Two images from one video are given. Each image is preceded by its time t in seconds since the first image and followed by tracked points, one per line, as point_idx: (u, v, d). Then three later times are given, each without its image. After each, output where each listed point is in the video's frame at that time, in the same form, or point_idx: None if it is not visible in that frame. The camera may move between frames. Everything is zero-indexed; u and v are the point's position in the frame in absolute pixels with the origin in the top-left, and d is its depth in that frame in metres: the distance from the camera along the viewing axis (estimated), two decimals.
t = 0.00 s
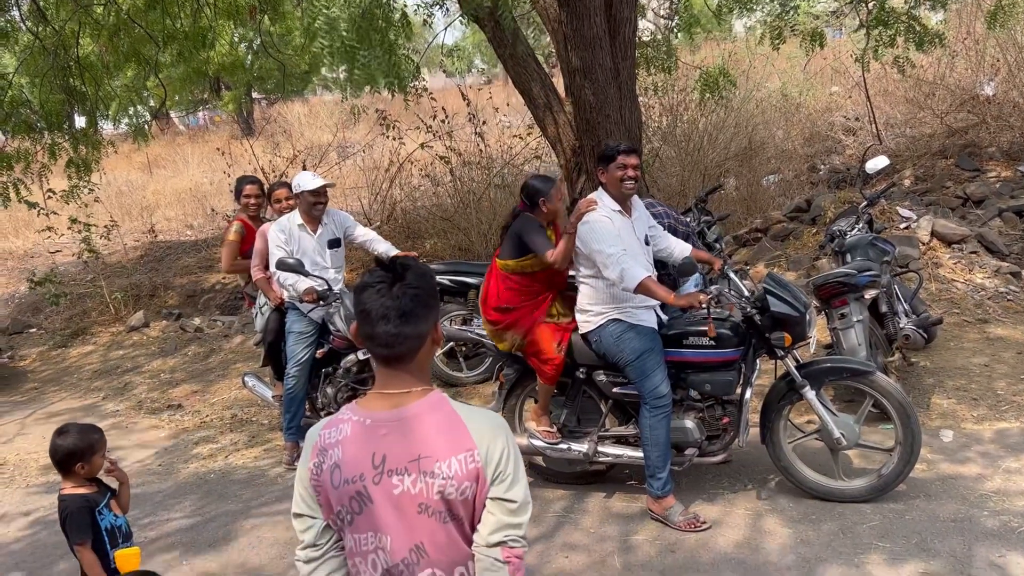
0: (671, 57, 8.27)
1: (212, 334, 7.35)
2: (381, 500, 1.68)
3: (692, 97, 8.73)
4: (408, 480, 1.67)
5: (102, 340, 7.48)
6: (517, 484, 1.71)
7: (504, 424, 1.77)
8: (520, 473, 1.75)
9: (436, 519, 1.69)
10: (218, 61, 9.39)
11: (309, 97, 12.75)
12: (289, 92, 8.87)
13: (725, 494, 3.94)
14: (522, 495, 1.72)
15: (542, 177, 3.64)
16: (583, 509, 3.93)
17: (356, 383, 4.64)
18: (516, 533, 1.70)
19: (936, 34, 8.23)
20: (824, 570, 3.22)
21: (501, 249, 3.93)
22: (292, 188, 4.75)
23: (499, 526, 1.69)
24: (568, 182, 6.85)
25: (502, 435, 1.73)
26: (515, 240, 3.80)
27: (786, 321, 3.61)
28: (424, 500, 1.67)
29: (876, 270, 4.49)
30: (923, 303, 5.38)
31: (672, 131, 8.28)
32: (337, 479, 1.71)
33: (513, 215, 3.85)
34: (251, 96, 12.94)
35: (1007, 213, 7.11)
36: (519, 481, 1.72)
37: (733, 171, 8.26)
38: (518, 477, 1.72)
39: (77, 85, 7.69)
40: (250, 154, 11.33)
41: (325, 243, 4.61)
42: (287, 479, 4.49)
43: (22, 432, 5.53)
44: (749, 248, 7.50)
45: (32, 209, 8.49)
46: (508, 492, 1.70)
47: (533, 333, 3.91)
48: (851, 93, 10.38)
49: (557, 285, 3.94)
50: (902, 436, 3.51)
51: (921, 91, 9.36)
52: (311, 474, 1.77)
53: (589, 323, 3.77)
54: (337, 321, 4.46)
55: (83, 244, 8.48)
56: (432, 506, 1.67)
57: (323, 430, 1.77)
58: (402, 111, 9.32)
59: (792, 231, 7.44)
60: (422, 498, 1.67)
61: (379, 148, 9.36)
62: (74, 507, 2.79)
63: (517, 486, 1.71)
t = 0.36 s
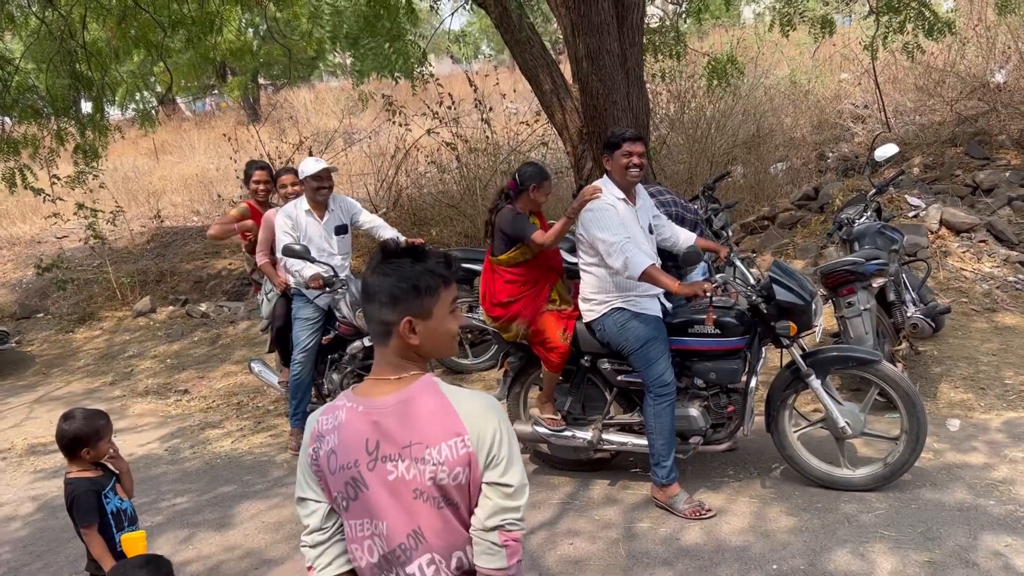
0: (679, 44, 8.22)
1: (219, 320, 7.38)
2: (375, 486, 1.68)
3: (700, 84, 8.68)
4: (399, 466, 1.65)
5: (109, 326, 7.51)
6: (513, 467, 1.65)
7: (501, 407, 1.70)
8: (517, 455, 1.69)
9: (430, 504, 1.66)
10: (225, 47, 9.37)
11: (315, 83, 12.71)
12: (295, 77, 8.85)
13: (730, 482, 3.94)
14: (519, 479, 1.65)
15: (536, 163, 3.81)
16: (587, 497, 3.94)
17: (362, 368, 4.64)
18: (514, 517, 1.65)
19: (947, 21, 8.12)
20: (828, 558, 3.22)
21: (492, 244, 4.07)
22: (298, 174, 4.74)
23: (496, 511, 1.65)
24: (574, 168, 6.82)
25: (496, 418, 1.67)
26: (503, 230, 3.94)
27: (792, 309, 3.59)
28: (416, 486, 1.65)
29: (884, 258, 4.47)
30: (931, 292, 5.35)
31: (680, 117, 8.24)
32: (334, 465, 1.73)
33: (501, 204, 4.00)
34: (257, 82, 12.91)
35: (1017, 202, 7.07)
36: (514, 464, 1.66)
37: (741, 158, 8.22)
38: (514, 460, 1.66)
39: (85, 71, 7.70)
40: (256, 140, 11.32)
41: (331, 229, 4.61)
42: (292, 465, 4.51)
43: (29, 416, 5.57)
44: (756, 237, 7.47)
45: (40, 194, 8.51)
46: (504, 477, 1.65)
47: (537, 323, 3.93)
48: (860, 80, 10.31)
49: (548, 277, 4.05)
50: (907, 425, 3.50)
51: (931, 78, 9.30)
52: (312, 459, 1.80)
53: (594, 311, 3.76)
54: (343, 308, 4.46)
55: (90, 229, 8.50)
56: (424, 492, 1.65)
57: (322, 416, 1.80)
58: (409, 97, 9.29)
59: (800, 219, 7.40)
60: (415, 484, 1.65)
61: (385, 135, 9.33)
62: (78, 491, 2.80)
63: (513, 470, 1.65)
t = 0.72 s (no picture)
0: (686, 35, 8.18)
1: (224, 311, 7.40)
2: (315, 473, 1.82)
3: (707, 76, 8.64)
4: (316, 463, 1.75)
5: (115, 316, 7.54)
6: (353, 515, 1.56)
7: (387, 451, 1.60)
8: (381, 513, 1.57)
9: (326, 511, 1.72)
10: (230, 38, 9.37)
11: (321, 74, 12.71)
12: (300, 68, 8.85)
13: (734, 475, 3.95)
14: (359, 528, 1.56)
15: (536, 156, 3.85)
16: (591, 489, 3.94)
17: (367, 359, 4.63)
18: (344, 563, 1.58)
19: (957, 13, 8.06)
20: (830, 551, 3.22)
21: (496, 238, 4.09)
22: (303, 165, 4.74)
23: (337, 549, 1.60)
24: (580, 161, 6.80)
25: (369, 461, 1.58)
26: (505, 223, 3.95)
27: (798, 302, 3.58)
28: (319, 489, 1.73)
29: (891, 251, 4.45)
30: (938, 285, 5.33)
31: (686, 110, 8.21)
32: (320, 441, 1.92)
33: (506, 196, 4.01)
34: (263, 72, 12.89)
35: None
36: (358, 512, 1.56)
37: (747, 151, 8.20)
38: (359, 507, 1.56)
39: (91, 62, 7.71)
40: (261, 131, 11.32)
41: (337, 221, 4.61)
42: (297, 456, 4.53)
43: (35, 406, 5.59)
44: (763, 229, 7.45)
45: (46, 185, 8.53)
46: (345, 518, 1.57)
47: (543, 317, 3.93)
48: (868, 72, 10.25)
49: (553, 269, 4.03)
50: (914, 419, 3.49)
51: (940, 70, 9.25)
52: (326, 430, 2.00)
53: (600, 304, 3.76)
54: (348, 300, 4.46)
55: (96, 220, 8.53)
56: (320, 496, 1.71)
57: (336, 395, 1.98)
58: (415, 88, 9.27)
59: (806, 212, 7.38)
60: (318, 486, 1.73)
61: (391, 126, 9.32)
62: (81, 482, 2.82)
63: (354, 517, 1.56)
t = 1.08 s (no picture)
0: (689, 32, 8.18)
1: (228, 306, 7.41)
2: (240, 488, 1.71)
3: (711, 73, 8.62)
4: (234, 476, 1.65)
5: (119, 311, 7.55)
6: (232, 533, 1.44)
7: (280, 473, 1.47)
8: (266, 548, 1.44)
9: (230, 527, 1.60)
10: (234, 34, 9.39)
11: (325, 70, 12.71)
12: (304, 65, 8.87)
13: (736, 473, 3.95)
14: (233, 547, 1.42)
15: (553, 151, 3.84)
16: (592, 486, 3.95)
17: (370, 357, 4.53)
18: None
19: (962, 10, 8.05)
20: (831, 549, 3.22)
21: (505, 229, 4.07)
22: (307, 162, 4.75)
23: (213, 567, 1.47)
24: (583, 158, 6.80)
25: (260, 479, 1.46)
26: (517, 214, 3.94)
27: (801, 300, 3.58)
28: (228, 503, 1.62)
29: (895, 249, 4.45)
30: (942, 284, 5.32)
31: (690, 107, 8.20)
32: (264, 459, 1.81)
33: (518, 187, 3.99)
34: (267, 68, 12.90)
35: None
36: (237, 532, 1.43)
37: (751, 148, 8.19)
38: (239, 526, 1.44)
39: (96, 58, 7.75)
40: (265, 127, 11.33)
41: (341, 217, 4.62)
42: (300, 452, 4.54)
43: (39, 401, 5.60)
44: (766, 227, 7.44)
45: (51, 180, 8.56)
46: (227, 536, 1.44)
47: (546, 314, 3.93)
48: (873, 70, 10.23)
49: (558, 266, 4.04)
50: (916, 416, 3.49)
51: (945, 68, 9.24)
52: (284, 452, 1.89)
53: (603, 301, 3.77)
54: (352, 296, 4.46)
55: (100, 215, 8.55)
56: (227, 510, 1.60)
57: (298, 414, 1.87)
58: (419, 85, 9.26)
59: (810, 210, 7.37)
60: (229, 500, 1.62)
61: (394, 122, 9.32)
62: (84, 477, 2.83)
63: (233, 536, 1.43)
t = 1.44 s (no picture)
0: (689, 33, 8.19)
1: (229, 307, 7.42)
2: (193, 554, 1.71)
3: (711, 75, 8.63)
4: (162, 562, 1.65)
5: (120, 311, 7.56)
6: None
7: None
8: None
9: None
10: (235, 34, 9.41)
11: (325, 71, 12.73)
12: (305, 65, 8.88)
13: (735, 474, 3.96)
14: None
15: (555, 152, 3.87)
16: (591, 487, 3.95)
17: (371, 357, 4.54)
18: None
19: (962, 12, 8.07)
20: (830, 550, 3.23)
21: (506, 229, 4.08)
22: (309, 162, 4.75)
23: None
24: (584, 159, 6.81)
25: None
26: (517, 215, 3.95)
27: (801, 302, 3.58)
28: None
29: (895, 251, 4.45)
30: (942, 286, 5.32)
31: (691, 108, 8.21)
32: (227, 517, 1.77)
33: (521, 189, 4.00)
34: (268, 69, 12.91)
35: None
36: None
37: (751, 150, 8.20)
38: None
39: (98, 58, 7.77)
40: (266, 127, 11.34)
41: (342, 218, 4.63)
42: (300, 452, 4.54)
43: (40, 401, 5.61)
44: (766, 228, 7.44)
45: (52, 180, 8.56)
46: None
47: (547, 315, 3.93)
48: (873, 72, 10.25)
49: (559, 266, 4.05)
50: (916, 419, 3.49)
51: (945, 70, 9.26)
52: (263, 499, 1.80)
53: (604, 302, 3.77)
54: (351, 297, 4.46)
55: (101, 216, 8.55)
56: None
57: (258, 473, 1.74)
58: (420, 86, 9.26)
59: (810, 212, 7.38)
60: None
61: (395, 123, 9.32)
62: (86, 478, 2.83)
63: None
